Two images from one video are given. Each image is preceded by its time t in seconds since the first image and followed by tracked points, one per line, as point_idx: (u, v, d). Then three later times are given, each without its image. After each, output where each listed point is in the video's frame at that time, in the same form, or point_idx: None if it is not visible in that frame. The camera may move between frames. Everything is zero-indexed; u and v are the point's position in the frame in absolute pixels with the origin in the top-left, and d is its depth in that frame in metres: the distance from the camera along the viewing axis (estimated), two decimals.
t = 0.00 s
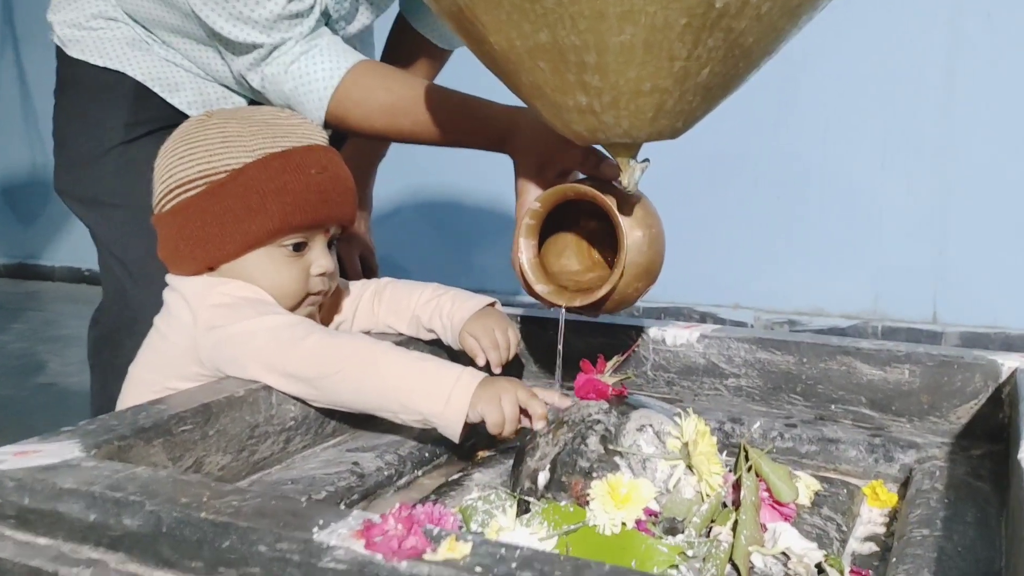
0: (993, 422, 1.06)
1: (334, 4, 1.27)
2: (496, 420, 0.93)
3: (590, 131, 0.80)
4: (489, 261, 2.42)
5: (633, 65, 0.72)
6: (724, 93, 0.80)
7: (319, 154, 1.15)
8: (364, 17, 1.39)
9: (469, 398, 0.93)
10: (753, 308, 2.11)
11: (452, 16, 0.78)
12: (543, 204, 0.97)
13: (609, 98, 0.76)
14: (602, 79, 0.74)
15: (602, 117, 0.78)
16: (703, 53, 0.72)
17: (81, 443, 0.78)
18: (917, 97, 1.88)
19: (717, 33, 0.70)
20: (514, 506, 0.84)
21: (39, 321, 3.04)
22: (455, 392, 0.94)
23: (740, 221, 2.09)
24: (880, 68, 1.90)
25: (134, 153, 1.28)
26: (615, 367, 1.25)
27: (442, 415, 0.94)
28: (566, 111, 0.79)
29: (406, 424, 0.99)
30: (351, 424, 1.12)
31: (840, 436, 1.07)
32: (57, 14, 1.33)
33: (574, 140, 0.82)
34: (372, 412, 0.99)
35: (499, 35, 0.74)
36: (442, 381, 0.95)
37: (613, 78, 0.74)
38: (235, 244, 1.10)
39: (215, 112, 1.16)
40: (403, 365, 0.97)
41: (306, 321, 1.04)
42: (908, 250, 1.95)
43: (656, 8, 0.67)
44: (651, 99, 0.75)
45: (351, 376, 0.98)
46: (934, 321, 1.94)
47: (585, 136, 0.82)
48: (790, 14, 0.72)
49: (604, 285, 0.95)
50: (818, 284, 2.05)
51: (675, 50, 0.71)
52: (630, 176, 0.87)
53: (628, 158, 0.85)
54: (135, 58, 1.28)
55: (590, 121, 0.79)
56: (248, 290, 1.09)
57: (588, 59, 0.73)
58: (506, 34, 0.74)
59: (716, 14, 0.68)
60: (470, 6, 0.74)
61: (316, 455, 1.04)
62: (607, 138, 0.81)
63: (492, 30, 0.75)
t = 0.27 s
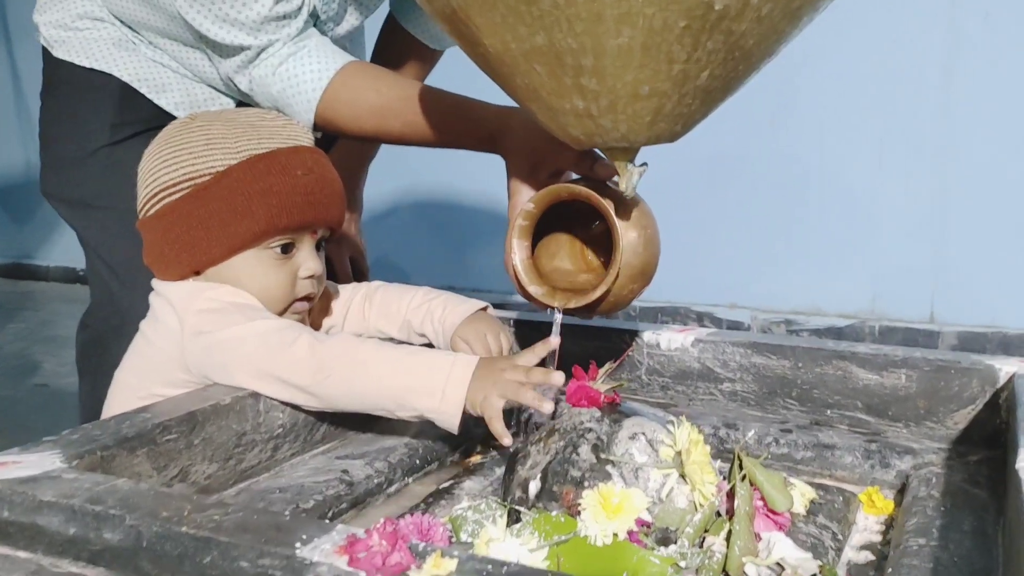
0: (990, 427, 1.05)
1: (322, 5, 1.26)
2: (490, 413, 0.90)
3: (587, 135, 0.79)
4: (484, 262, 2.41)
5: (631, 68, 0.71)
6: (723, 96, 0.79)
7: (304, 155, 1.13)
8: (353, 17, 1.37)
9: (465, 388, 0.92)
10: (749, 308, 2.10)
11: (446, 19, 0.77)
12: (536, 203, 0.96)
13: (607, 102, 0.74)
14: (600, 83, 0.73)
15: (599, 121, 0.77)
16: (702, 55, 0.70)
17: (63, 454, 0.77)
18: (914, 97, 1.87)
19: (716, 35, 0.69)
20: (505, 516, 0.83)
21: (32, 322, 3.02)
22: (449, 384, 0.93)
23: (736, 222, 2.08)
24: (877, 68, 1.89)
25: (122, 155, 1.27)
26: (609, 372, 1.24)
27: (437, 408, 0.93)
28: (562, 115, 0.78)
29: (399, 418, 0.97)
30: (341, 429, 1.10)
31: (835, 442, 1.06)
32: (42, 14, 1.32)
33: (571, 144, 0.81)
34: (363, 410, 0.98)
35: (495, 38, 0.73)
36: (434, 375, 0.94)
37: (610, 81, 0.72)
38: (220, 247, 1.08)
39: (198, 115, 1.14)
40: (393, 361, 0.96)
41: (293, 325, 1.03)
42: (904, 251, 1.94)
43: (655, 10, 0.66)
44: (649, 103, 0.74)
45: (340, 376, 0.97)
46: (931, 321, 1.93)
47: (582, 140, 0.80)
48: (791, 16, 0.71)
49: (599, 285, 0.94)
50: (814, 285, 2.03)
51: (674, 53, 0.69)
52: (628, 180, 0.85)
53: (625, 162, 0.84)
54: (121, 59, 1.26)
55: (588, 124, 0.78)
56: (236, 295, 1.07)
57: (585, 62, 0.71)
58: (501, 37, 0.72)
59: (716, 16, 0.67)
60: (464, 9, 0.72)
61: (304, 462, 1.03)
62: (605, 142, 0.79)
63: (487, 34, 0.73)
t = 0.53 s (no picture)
0: (987, 427, 1.05)
1: (321, 7, 1.26)
2: (498, 404, 0.89)
3: (587, 135, 0.79)
4: (485, 261, 2.41)
5: (631, 69, 0.71)
6: (722, 96, 0.79)
7: (297, 148, 1.14)
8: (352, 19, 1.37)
9: (456, 380, 0.92)
10: (748, 308, 2.11)
11: (447, 20, 0.77)
12: (535, 204, 0.96)
13: (607, 102, 0.75)
14: (600, 83, 0.73)
15: (600, 121, 0.77)
16: (702, 56, 0.71)
17: (62, 453, 0.77)
18: (912, 97, 1.87)
19: (716, 36, 0.69)
20: (503, 515, 0.83)
21: (33, 321, 3.02)
22: (440, 377, 0.92)
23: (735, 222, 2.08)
24: (875, 69, 1.89)
25: (121, 156, 1.27)
26: (607, 371, 1.24)
27: (430, 402, 0.93)
28: (563, 115, 0.78)
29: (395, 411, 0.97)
30: (339, 429, 1.11)
31: (833, 441, 1.07)
32: (41, 15, 1.32)
33: (571, 144, 0.81)
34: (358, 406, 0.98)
35: (495, 39, 0.73)
36: (427, 367, 0.93)
37: (611, 82, 0.73)
38: (217, 244, 1.08)
39: (190, 115, 1.15)
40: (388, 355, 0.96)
41: (289, 324, 1.03)
42: (902, 251, 1.94)
43: (655, 12, 0.66)
44: (649, 103, 0.74)
45: (334, 373, 0.97)
46: (930, 321, 1.94)
47: (583, 140, 0.81)
48: (790, 17, 0.71)
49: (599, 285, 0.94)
50: (813, 285, 2.04)
51: (674, 54, 0.70)
52: (627, 180, 0.85)
53: (625, 163, 0.84)
54: (121, 60, 1.27)
55: (588, 124, 0.78)
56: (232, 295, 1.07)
57: (585, 63, 0.71)
58: (502, 38, 0.73)
59: (716, 17, 0.67)
60: (465, 9, 0.73)
61: (303, 461, 1.03)
62: (605, 142, 0.80)
63: (489, 35, 0.73)
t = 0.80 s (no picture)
0: (986, 423, 1.06)
1: (324, 7, 1.27)
2: (515, 393, 0.91)
3: (589, 136, 0.80)
4: (487, 260, 2.42)
5: (633, 70, 0.72)
6: (723, 97, 0.80)
7: (302, 149, 1.15)
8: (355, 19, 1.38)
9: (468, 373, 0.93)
10: (749, 307, 2.12)
11: (451, 21, 0.78)
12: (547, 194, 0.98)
13: (609, 103, 0.76)
14: (602, 84, 0.74)
15: (602, 121, 0.78)
16: (703, 57, 0.72)
17: (72, 448, 0.78)
18: (912, 98, 1.88)
19: (717, 38, 0.70)
20: (507, 510, 0.84)
21: (36, 320, 3.03)
22: (451, 372, 0.94)
23: (736, 222, 2.09)
24: (875, 68, 1.90)
25: (126, 155, 1.28)
26: (609, 369, 1.26)
27: (442, 396, 0.94)
28: (565, 116, 0.79)
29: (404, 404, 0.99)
30: (344, 426, 1.12)
31: (833, 438, 1.08)
32: (47, 15, 1.33)
33: (574, 144, 0.82)
34: (366, 401, 1.00)
35: (499, 40, 0.74)
36: (439, 361, 0.95)
37: (613, 83, 0.74)
38: (223, 243, 1.10)
39: (197, 115, 1.16)
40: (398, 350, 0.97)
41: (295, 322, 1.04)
42: (902, 251, 1.95)
43: (656, 14, 0.67)
44: (651, 104, 0.75)
45: (345, 369, 0.99)
46: (930, 319, 1.95)
47: (585, 141, 0.81)
48: (790, 19, 0.72)
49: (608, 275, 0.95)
50: (814, 284, 2.05)
51: (675, 55, 0.71)
52: (628, 179, 0.87)
53: (627, 162, 0.85)
54: (126, 60, 1.28)
55: (590, 125, 0.79)
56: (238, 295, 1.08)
57: (588, 64, 0.72)
58: (505, 39, 0.74)
59: (717, 19, 0.68)
60: (471, 11, 0.74)
61: (309, 457, 1.04)
62: (607, 143, 0.80)
63: (495, 38, 0.75)
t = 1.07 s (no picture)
0: (984, 424, 1.06)
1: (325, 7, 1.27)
2: (523, 380, 0.95)
3: (583, 136, 0.80)
4: (486, 261, 2.42)
5: (626, 71, 0.72)
6: (716, 97, 0.80)
7: (295, 149, 1.15)
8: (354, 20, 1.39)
9: (474, 364, 0.96)
10: (748, 307, 2.12)
11: (446, 23, 0.78)
12: (543, 194, 0.98)
13: (603, 104, 0.76)
14: (595, 85, 0.74)
15: (596, 122, 0.78)
16: (696, 59, 0.72)
17: (71, 448, 0.78)
18: (910, 98, 1.89)
19: (709, 39, 0.70)
20: (505, 510, 0.84)
21: (35, 320, 3.03)
22: (458, 364, 0.97)
23: (735, 222, 2.09)
24: (873, 68, 1.90)
25: (125, 156, 1.28)
26: (607, 369, 1.26)
27: (449, 388, 0.97)
28: (559, 116, 0.79)
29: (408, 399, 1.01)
30: (343, 426, 1.12)
31: (831, 438, 1.08)
32: (47, 16, 1.33)
33: (568, 145, 0.82)
34: (368, 398, 1.01)
35: (493, 41, 0.75)
36: (445, 355, 0.97)
37: (606, 84, 0.74)
38: (218, 245, 1.10)
39: (189, 116, 1.16)
40: (401, 347, 0.99)
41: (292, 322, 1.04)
42: (901, 251, 1.95)
43: (649, 15, 0.67)
44: (644, 104, 0.75)
45: (344, 367, 1.00)
46: (929, 319, 1.95)
47: (579, 142, 0.81)
48: (782, 20, 0.73)
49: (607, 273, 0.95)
50: (813, 285, 2.05)
51: (668, 56, 0.71)
52: (622, 179, 0.87)
53: (621, 163, 0.86)
54: (126, 60, 1.28)
55: (584, 126, 0.79)
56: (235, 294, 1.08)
57: (581, 65, 0.72)
58: (499, 40, 0.74)
59: (709, 21, 0.68)
60: (465, 13, 0.74)
61: (308, 457, 1.05)
62: (601, 143, 0.80)
63: (489, 39, 0.75)
